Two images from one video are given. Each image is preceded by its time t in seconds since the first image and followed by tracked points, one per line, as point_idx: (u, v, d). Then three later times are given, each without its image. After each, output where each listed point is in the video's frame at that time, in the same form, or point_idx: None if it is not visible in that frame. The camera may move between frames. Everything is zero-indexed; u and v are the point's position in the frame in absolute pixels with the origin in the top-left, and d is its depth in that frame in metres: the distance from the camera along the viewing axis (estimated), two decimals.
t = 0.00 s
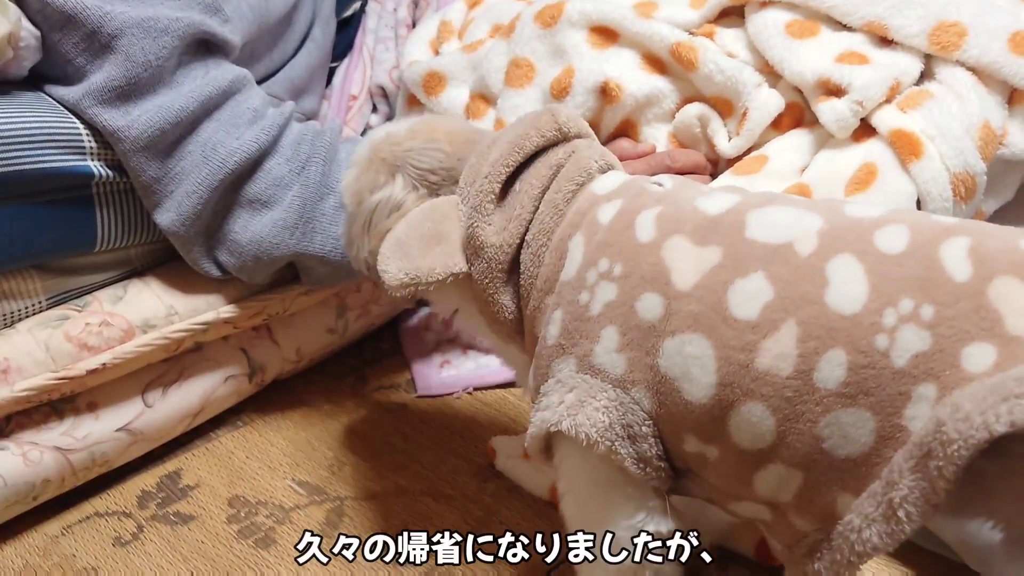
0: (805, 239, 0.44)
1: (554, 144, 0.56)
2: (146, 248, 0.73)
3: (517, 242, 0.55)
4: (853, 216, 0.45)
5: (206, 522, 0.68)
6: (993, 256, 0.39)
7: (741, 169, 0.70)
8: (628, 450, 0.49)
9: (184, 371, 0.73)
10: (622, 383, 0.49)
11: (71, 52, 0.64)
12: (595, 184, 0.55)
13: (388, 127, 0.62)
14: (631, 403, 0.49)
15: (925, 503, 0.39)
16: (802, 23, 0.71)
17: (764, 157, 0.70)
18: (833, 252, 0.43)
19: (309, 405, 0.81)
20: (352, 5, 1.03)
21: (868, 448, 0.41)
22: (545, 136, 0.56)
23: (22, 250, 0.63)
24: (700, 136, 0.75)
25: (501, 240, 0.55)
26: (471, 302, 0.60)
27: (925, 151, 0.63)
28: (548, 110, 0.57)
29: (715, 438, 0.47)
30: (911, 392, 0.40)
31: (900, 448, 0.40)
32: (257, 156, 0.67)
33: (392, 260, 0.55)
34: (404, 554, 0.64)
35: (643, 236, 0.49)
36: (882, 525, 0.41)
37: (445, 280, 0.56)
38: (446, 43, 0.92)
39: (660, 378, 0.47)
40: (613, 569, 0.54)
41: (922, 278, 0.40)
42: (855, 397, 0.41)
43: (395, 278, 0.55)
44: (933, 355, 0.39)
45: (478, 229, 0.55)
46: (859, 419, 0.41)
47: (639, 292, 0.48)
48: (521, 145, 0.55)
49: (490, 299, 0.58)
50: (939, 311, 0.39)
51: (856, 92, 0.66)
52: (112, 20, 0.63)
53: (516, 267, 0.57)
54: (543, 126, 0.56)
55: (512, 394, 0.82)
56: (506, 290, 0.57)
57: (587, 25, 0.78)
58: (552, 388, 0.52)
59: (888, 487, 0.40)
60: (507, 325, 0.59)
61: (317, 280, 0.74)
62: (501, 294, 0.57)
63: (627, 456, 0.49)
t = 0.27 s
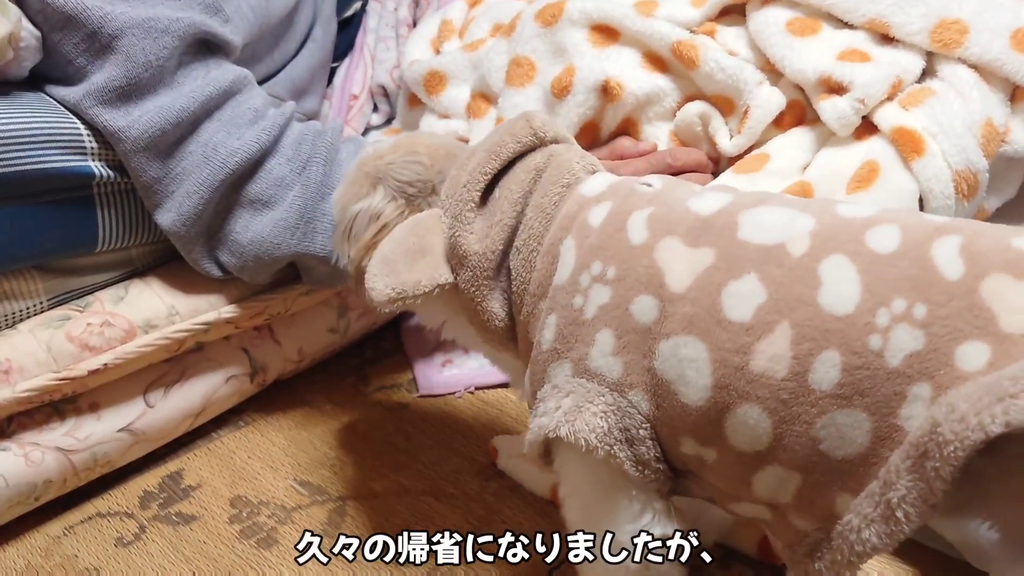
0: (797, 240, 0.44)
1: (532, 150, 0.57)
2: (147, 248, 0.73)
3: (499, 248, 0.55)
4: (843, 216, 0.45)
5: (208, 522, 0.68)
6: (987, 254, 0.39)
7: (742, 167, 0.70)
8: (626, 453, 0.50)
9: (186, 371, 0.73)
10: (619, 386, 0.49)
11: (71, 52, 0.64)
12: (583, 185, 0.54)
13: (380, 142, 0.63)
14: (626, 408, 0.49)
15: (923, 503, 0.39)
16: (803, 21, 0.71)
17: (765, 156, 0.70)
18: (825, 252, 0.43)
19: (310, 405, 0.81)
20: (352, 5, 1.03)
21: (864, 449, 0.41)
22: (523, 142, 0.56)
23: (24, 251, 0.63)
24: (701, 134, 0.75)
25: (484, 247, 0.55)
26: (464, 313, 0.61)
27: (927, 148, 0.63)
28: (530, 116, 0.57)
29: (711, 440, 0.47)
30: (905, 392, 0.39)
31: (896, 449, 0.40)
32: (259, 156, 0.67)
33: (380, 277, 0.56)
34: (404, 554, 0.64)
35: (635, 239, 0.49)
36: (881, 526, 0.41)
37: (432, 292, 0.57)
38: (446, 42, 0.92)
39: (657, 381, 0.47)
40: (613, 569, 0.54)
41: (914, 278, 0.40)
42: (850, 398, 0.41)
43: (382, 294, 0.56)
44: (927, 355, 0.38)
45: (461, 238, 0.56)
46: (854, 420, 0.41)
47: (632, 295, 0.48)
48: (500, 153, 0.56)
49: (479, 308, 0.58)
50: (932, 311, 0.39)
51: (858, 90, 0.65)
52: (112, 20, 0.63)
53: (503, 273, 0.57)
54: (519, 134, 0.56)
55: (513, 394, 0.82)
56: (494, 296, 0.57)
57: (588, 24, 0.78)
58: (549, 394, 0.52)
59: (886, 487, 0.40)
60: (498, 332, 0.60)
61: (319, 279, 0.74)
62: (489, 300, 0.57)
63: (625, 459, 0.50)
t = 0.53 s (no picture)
0: (791, 238, 0.44)
1: (530, 149, 0.57)
2: (152, 251, 0.73)
3: (496, 248, 0.55)
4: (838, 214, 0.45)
5: (213, 524, 0.68)
6: (978, 253, 0.38)
7: (746, 168, 0.70)
8: (621, 449, 0.50)
9: (191, 373, 0.73)
10: (613, 382, 0.49)
11: (76, 55, 0.64)
12: (580, 184, 0.54)
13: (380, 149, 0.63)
14: (621, 404, 0.49)
15: (912, 500, 0.39)
16: (806, 22, 0.71)
17: (770, 156, 0.70)
18: (819, 250, 0.43)
19: (314, 406, 0.81)
20: (356, 7, 1.03)
21: (855, 446, 0.41)
22: (520, 142, 0.56)
23: (29, 254, 0.63)
24: (705, 135, 0.75)
25: (481, 246, 0.56)
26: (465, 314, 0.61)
27: (931, 149, 0.63)
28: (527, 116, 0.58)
29: (704, 436, 0.47)
30: (895, 389, 0.39)
31: (886, 445, 0.40)
32: (263, 158, 0.67)
33: (380, 278, 0.56)
34: (404, 554, 0.64)
35: (631, 236, 0.49)
36: (872, 523, 0.41)
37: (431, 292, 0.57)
38: (450, 43, 0.92)
39: (651, 378, 0.47)
40: (614, 569, 0.54)
41: (906, 276, 0.40)
42: (840, 395, 0.41)
43: (381, 294, 0.56)
44: (917, 352, 0.38)
45: (459, 237, 0.56)
46: (845, 417, 0.41)
47: (628, 292, 0.48)
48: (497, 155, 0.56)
49: (479, 307, 0.58)
50: (923, 308, 0.39)
51: (862, 91, 0.65)
52: (117, 23, 0.63)
53: (502, 272, 0.57)
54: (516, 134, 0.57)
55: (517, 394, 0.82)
56: (493, 295, 0.57)
57: (592, 25, 0.77)
58: (545, 390, 0.52)
59: (876, 484, 0.40)
60: (498, 331, 0.60)
61: (323, 282, 0.74)
62: (489, 298, 0.57)
63: (621, 456, 0.50)
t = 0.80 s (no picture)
0: (796, 245, 0.44)
1: (530, 159, 0.57)
2: (162, 257, 0.73)
3: (499, 257, 0.56)
4: (841, 222, 0.45)
5: (223, 529, 0.69)
6: (982, 261, 0.39)
7: (753, 174, 0.70)
8: (628, 456, 0.50)
9: (201, 379, 0.74)
10: (619, 389, 0.49)
11: (87, 64, 0.65)
12: (583, 193, 0.55)
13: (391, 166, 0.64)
14: (628, 411, 0.49)
15: (918, 507, 0.39)
16: (813, 27, 0.71)
17: (777, 161, 0.70)
18: (823, 258, 0.43)
19: (323, 412, 0.82)
20: (364, 14, 1.04)
21: (861, 453, 0.41)
22: (519, 152, 0.57)
23: (41, 261, 0.64)
24: (712, 140, 0.75)
25: (484, 256, 0.56)
26: (470, 323, 0.61)
27: (939, 154, 0.63)
28: (527, 126, 0.58)
29: (709, 442, 0.47)
30: (901, 397, 0.39)
31: (893, 453, 0.40)
32: (272, 165, 0.68)
33: (384, 290, 0.57)
34: (404, 553, 0.64)
35: (637, 243, 0.49)
36: (878, 531, 0.41)
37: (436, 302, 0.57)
38: (458, 50, 0.92)
39: (657, 384, 0.47)
40: (614, 569, 0.55)
41: (910, 283, 0.40)
42: (846, 402, 0.41)
43: (386, 306, 0.57)
44: (921, 359, 0.38)
45: (460, 247, 0.56)
46: (851, 425, 0.41)
47: (633, 298, 0.48)
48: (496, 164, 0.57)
49: (484, 316, 0.58)
50: (927, 316, 0.39)
51: (870, 96, 0.65)
52: (128, 31, 0.64)
53: (506, 279, 0.57)
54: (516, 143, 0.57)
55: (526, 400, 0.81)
56: (498, 303, 0.57)
57: (599, 31, 0.78)
58: (552, 398, 0.52)
59: (883, 492, 0.40)
60: (504, 340, 0.60)
61: (332, 287, 0.75)
62: (493, 307, 0.57)
63: (627, 462, 0.50)
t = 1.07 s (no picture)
0: (802, 256, 0.44)
1: (536, 172, 0.58)
2: (175, 269, 0.74)
3: (507, 270, 0.56)
4: (848, 232, 0.45)
5: (235, 539, 0.69)
6: (988, 271, 0.39)
7: (763, 184, 0.70)
8: (636, 466, 0.50)
9: (213, 390, 0.74)
10: (627, 400, 0.49)
11: (101, 77, 0.66)
12: (592, 205, 0.55)
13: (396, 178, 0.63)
14: (635, 421, 0.49)
15: (925, 517, 0.39)
16: (823, 38, 0.71)
17: (787, 171, 0.70)
18: (830, 268, 0.43)
19: (334, 422, 0.82)
20: (375, 27, 1.05)
21: (868, 463, 0.41)
22: (525, 166, 0.57)
23: (57, 272, 0.65)
24: (722, 151, 0.75)
25: (492, 269, 0.56)
26: (479, 338, 0.61)
27: (949, 164, 0.63)
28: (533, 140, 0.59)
29: (717, 452, 0.47)
30: (907, 406, 0.39)
31: (900, 463, 0.40)
32: (284, 178, 0.68)
33: (395, 308, 0.56)
34: (404, 554, 0.65)
35: (644, 254, 0.50)
36: (886, 540, 0.40)
37: (446, 318, 0.57)
38: (469, 62, 0.93)
39: (665, 395, 0.48)
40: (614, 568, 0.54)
41: (916, 293, 0.40)
42: (852, 412, 0.41)
43: (397, 324, 0.56)
44: (928, 369, 0.38)
45: (469, 261, 0.56)
46: (858, 434, 0.41)
47: (641, 309, 0.48)
48: (501, 178, 0.57)
49: (494, 330, 0.59)
50: (932, 326, 0.39)
51: (879, 106, 0.65)
52: (142, 46, 0.65)
53: (515, 292, 0.57)
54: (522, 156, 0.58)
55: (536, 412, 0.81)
56: (508, 316, 0.58)
57: (609, 43, 0.78)
58: (561, 408, 0.52)
59: (889, 501, 0.40)
60: (514, 354, 0.60)
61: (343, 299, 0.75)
62: (503, 321, 0.58)
63: (635, 473, 0.50)
